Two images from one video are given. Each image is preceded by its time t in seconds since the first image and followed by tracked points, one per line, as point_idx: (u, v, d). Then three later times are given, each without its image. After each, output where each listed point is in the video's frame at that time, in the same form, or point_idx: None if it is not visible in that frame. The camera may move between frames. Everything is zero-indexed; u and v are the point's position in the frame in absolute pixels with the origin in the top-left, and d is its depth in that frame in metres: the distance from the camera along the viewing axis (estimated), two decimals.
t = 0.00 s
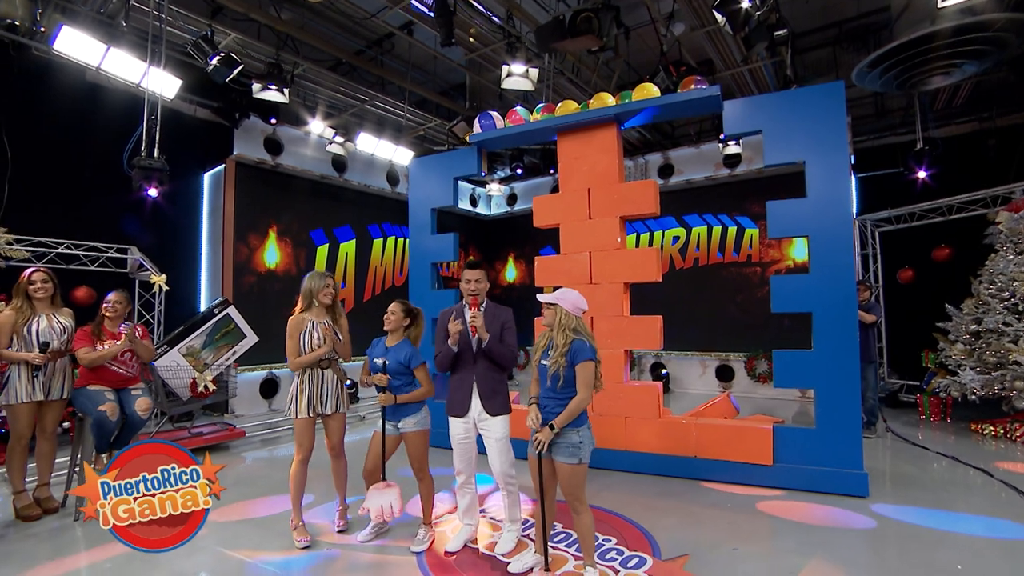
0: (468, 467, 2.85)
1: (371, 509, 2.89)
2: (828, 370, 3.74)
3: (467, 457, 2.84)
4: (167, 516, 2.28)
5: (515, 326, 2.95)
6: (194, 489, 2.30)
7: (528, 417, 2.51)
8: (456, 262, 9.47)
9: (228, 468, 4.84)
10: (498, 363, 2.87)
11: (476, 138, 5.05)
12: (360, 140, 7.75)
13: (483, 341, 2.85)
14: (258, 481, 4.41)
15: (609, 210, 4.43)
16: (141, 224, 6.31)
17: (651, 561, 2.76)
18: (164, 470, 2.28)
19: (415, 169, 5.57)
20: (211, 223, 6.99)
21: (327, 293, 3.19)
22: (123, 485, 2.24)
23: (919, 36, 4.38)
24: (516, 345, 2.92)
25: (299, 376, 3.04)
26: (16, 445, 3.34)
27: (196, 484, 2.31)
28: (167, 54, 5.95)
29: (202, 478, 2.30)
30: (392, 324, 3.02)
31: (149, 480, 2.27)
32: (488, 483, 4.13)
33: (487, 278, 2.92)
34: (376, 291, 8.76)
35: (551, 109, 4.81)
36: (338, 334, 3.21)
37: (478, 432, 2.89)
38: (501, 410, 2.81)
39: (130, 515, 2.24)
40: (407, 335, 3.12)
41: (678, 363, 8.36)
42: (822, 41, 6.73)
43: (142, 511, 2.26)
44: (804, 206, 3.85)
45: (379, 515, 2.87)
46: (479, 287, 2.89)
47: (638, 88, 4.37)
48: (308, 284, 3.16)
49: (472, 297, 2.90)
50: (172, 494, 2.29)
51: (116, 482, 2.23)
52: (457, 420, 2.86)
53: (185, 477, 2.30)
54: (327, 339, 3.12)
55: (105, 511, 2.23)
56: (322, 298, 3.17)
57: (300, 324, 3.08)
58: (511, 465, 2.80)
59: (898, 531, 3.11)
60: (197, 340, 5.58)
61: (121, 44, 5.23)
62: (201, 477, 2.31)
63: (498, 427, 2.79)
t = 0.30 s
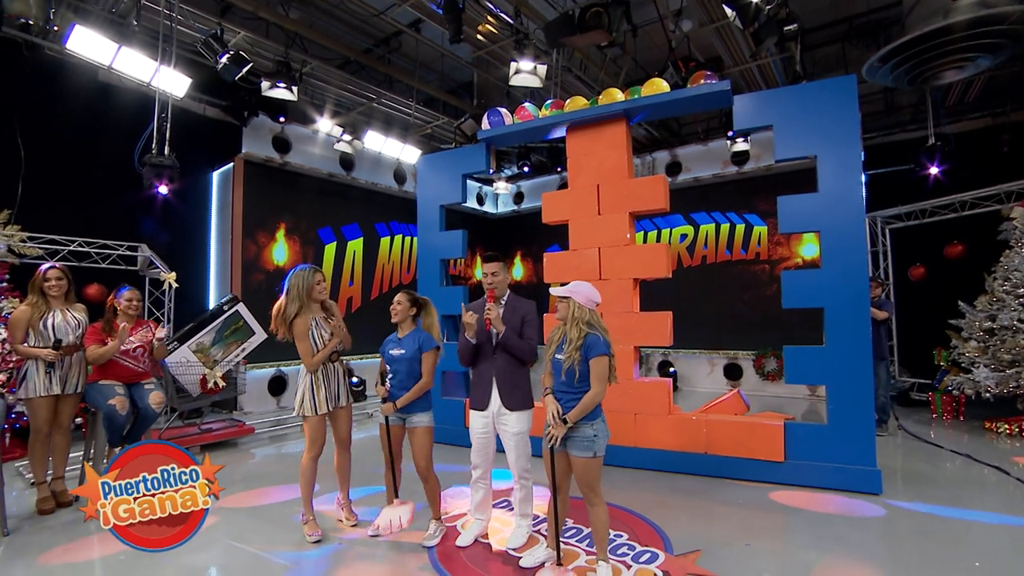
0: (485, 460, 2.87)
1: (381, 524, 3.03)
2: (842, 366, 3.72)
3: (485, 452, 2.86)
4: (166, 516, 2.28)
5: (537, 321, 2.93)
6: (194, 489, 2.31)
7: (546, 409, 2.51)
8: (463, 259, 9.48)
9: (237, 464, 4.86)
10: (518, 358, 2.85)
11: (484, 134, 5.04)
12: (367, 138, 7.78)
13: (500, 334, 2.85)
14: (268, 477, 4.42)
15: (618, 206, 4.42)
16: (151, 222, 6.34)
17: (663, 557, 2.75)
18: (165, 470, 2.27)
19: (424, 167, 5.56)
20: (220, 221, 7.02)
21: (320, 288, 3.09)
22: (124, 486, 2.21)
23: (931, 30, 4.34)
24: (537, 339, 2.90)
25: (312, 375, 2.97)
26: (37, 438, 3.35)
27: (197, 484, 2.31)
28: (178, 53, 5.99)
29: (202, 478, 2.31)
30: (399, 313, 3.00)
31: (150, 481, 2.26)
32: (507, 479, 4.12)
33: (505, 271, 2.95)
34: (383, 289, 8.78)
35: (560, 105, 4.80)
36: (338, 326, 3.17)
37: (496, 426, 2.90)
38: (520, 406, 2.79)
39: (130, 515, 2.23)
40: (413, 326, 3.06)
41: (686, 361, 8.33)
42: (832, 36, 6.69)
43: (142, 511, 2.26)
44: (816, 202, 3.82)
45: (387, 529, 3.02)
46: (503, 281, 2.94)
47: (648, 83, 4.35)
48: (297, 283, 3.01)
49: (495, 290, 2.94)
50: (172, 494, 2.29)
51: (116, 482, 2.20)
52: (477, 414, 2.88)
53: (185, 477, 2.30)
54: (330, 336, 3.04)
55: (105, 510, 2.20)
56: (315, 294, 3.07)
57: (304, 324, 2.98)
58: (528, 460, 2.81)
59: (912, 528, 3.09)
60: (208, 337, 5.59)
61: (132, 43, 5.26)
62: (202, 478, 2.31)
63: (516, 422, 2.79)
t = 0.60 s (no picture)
0: (505, 455, 2.91)
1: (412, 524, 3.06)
2: (858, 364, 3.69)
3: (505, 447, 2.90)
4: (165, 512, 2.44)
5: (556, 319, 2.91)
6: (191, 490, 2.45)
7: (562, 406, 2.50)
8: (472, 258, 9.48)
9: (249, 461, 4.88)
10: (537, 358, 2.83)
11: (494, 131, 5.04)
12: (377, 137, 7.77)
13: (517, 333, 2.86)
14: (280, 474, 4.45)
15: (629, 203, 4.41)
16: (162, 221, 6.38)
17: (678, 554, 2.74)
18: (164, 472, 2.41)
19: (434, 165, 5.57)
20: (230, 219, 7.06)
21: (337, 284, 3.08)
22: (125, 487, 2.34)
23: (945, 25, 4.28)
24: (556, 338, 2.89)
25: (329, 369, 2.98)
26: (54, 433, 3.38)
27: (193, 485, 2.45)
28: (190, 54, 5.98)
29: (199, 480, 2.44)
30: (412, 309, 2.99)
31: (149, 483, 2.39)
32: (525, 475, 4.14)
33: (524, 268, 3.00)
34: (392, 287, 8.80)
35: (570, 102, 4.79)
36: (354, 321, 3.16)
37: (517, 421, 2.93)
38: (538, 404, 2.78)
39: (131, 514, 2.38)
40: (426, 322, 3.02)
41: (695, 360, 8.30)
42: (842, 33, 6.64)
43: (143, 509, 2.41)
44: (830, 199, 3.80)
45: (421, 529, 3.04)
46: (524, 279, 2.99)
47: (659, 80, 4.34)
48: (314, 279, 2.99)
49: (515, 288, 3.02)
50: (170, 494, 2.43)
51: (119, 484, 2.33)
52: (498, 411, 2.93)
53: (183, 477, 2.43)
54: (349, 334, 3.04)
55: (108, 509, 2.34)
56: (332, 289, 3.05)
57: (321, 318, 2.97)
58: (547, 456, 2.81)
59: (929, 526, 3.06)
60: (219, 334, 5.62)
61: (145, 44, 5.29)
62: (198, 480, 2.44)
63: (535, 419, 2.78)
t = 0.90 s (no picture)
0: (518, 451, 2.90)
1: (420, 522, 2.98)
2: (873, 362, 3.66)
3: (519, 443, 2.90)
4: (164, 512, 2.60)
5: (571, 318, 2.88)
6: (188, 490, 2.62)
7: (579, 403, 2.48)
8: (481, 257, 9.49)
9: (261, 459, 4.90)
10: (552, 359, 2.82)
11: (505, 130, 5.03)
12: (387, 136, 7.76)
13: (529, 333, 2.88)
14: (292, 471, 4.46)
15: (641, 201, 4.39)
16: (175, 220, 6.43)
17: (693, 552, 2.73)
18: (163, 473, 2.58)
19: (445, 165, 5.57)
20: (241, 219, 7.10)
21: (362, 282, 3.12)
22: (126, 487, 2.51)
23: (962, 19, 4.22)
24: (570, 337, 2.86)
25: (350, 366, 2.98)
26: (71, 430, 3.46)
27: (190, 486, 2.63)
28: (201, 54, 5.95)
29: (196, 480, 2.62)
30: (426, 309, 2.97)
31: (149, 482, 2.57)
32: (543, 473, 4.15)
33: (542, 267, 3.00)
34: (401, 286, 8.82)
35: (582, 100, 4.78)
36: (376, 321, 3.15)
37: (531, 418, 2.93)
38: (550, 402, 2.78)
39: (132, 513, 2.55)
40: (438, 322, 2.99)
41: (705, 359, 8.27)
42: (854, 29, 6.58)
43: (143, 509, 2.58)
44: (846, 195, 3.76)
45: (427, 527, 2.96)
46: (540, 278, 2.98)
47: (671, 77, 4.31)
48: (341, 276, 3.06)
49: (531, 287, 3.02)
50: (169, 494, 2.60)
51: (120, 484, 2.50)
52: (513, 407, 2.94)
53: (179, 479, 2.61)
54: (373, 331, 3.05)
55: (110, 509, 2.51)
56: (357, 288, 3.10)
57: (343, 313, 3.01)
58: (560, 454, 2.80)
59: (946, 526, 3.03)
60: (231, 333, 5.66)
61: (158, 44, 5.34)
62: (195, 480, 2.63)
63: (549, 418, 2.78)
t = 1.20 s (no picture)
0: (531, 449, 2.92)
1: (421, 527, 2.94)
2: (888, 361, 3.62)
3: (531, 441, 2.91)
4: (163, 511, 2.88)
5: (580, 317, 2.81)
6: (186, 491, 2.89)
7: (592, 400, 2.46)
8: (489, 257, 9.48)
9: (271, 457, 4.92)
10: (560, 358, 2.78)
11: (515, 128, 5.03)
12: (395, 136, 7.75)
13: (536, 332, 2.85)
14: (303, 468, 4.48)
15: (652, 199, 4.38)
16: (187, 220, 6.47)
17: (707, 552, 2.72)
18: (162, 475, 2.84)
19: (455, 163, 5.57)
20: (251, 218, 7.13)
21: (381, 278, 3.13)
22: (127, 487, 2.76)
23: (977, 14, 4.18)
24: (579, 337, 2.79)
25: (366, 364, 3.00)
26: (88, 427, 3.50)
27: (189, 487, 2.89)
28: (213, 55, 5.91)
29: (194, 482, 2.89)
30: (435, 308, 2.96)
31: (149, 483, 2.82)
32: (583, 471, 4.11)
33: (553, 266, 2.97)
34: (409, 285, 8.83)
35: (593, 97, 4.77)
36: (396, 319, 3.20)
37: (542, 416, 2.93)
38: (558, 401, 2.77)
39: (132, 512, 2.81)
40: (449, 321, 2.99)
41: (714, 359, 8.23)
42: (866, 26, 6.54)
43: (142, 509, 2.83)
44: (860, 193, 3.73)
45: (430, 532, 2.91)
46: (550, 277, 2.95)
47: (682, 75, 4.29)
48: (360, 272, 3.09)
49: (541, 285, 3.00)
50: (168, 493, 2.87)
51: (121, 485, 2.75)
52: (525, 405, 2.96)
53: (179, 479, 2.86)
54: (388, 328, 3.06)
55: (111, 509, 2.74)
56: (376, 283, 3.10)
57: (362, 309, 3.02)
58: (571, 453, 2.80)
59: (964, 527, 3.00)
60: (242, 332, 5.68)
61: (170, 46, 5.37)
62: (193, 481, 2.90)
63: (556, 416, 2.78)
